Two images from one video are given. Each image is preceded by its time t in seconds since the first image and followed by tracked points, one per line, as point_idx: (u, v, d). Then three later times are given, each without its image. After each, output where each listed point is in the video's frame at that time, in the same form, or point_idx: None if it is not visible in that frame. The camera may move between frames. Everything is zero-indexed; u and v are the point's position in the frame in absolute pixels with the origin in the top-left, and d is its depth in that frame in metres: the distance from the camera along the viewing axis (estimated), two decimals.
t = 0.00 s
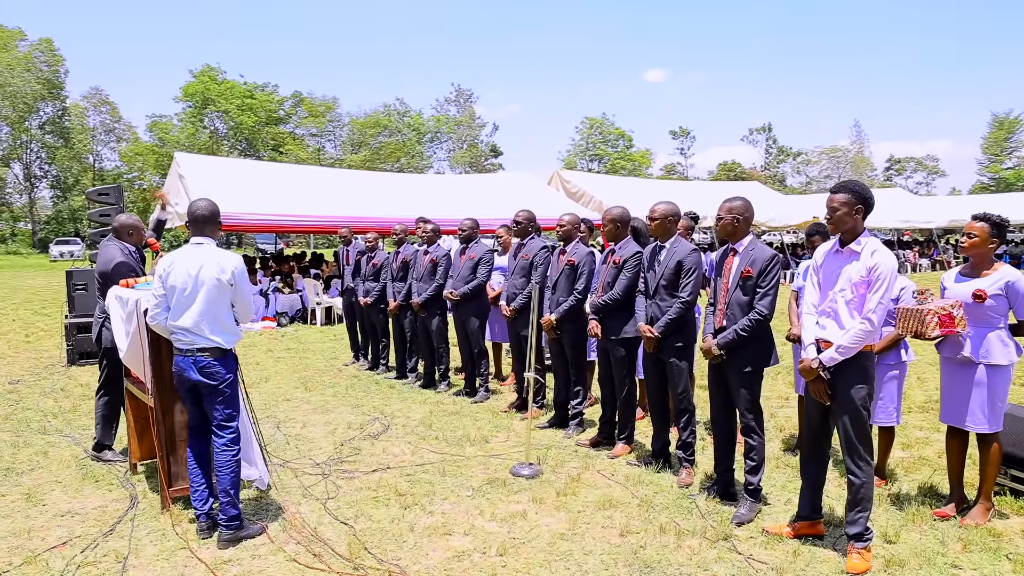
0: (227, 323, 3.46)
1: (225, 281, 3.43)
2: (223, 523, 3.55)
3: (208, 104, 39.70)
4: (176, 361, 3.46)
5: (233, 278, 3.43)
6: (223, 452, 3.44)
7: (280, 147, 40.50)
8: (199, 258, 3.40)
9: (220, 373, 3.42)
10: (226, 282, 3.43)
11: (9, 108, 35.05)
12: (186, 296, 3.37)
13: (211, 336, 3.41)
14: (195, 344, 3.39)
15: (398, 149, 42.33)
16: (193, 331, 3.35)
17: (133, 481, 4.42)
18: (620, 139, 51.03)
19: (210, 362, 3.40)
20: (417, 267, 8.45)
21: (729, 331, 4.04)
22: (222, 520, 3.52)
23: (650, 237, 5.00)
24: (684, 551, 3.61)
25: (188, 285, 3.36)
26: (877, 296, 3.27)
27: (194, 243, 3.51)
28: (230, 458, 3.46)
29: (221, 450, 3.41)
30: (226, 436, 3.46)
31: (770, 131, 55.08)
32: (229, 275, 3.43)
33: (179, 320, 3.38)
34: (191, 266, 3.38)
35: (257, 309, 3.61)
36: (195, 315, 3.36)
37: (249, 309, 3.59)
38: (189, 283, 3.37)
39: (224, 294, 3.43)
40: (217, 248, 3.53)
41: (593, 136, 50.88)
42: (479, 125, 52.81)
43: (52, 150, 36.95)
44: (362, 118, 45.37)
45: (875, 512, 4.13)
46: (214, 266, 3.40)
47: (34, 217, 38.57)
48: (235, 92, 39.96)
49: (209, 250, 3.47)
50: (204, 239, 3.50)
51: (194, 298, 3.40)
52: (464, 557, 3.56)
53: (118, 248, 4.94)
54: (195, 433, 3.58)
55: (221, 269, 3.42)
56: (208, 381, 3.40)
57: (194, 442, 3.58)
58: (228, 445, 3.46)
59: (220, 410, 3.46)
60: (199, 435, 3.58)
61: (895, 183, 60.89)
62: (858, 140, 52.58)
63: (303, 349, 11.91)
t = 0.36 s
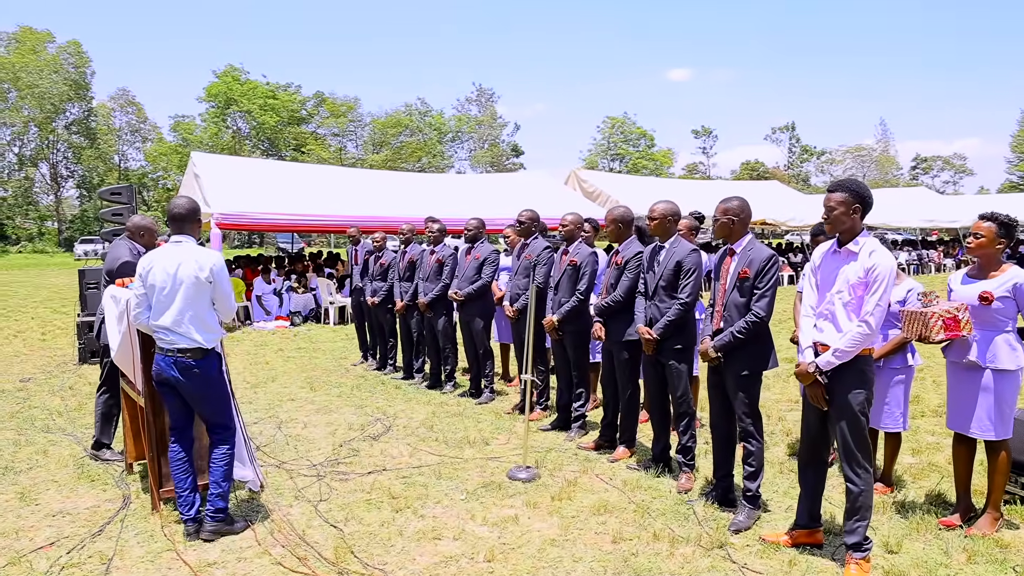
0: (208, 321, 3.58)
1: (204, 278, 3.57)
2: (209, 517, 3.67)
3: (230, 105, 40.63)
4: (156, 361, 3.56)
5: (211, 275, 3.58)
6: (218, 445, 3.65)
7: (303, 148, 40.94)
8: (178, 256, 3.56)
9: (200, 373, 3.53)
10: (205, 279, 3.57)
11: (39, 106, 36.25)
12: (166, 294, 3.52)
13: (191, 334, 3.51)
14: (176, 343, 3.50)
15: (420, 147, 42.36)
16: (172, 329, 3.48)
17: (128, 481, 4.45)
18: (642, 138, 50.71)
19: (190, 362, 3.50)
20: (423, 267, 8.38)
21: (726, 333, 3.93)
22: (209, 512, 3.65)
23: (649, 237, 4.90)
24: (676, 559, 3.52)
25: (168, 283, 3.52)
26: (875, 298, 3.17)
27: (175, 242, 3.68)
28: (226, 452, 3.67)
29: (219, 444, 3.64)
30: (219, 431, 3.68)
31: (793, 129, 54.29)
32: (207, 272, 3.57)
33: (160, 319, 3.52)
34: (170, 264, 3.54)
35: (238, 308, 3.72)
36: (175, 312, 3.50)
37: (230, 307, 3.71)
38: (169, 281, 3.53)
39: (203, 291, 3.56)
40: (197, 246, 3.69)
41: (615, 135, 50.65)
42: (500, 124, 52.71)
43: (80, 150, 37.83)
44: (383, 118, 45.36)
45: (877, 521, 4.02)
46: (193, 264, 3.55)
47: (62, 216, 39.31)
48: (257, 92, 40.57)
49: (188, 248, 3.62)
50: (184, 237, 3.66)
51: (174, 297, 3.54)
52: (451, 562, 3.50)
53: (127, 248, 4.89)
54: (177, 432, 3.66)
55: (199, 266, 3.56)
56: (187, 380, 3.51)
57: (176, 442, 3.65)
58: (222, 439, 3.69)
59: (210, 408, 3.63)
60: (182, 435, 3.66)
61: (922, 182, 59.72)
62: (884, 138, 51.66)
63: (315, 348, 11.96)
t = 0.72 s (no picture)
0: (183, 320, 3.71)
1: (175, 278, 3.68)
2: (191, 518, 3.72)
3: (249, 104, 41.37)
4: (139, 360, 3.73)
5: (182, 275, 3.68)
6: (200, 446, 3.77)
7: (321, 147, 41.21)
8: (152, 257, 3.69)
9: (179, 372, 3.68)
10: (177, 279, 3.68)
11: (62, 107, 36.96)
12: (142, 296, 3.67)
13: (167, 334, 3.67)
14: (155, 343, 3.67)
15: (438, 147, 42.38)
16: (149, 329, 3.64)
17: (119, 479, 4.49)
18: (660, 137, 50.42)
19: (168, 362, 3.66)
20: (424, 266, 8.34)
21: (715, 335, 3.85)
22: (192, 512, 3.70)
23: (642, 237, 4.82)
24: (659, 565, 3.46)
25: (142, 284, 3.66)
26: (861, 300, 3.13)
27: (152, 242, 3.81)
28: (206, 454, 3.78)
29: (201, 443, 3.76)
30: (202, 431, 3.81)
31: (813, 128, 53.59)
32: (179, 271, 3.68)
33: (139, 320, 3.69)
34: (145, 265, 3.69)
35: (214, 306, 3.82)
36: (150, 312, 3.65)
37: (206, 306, 3.82)
38: (144, 282, 3.67)
39: (175, 291, 3.68)
40: (173, 246, 3.81)
41: (633, 134, 50.36)
42: (517, 123, 52.62)
43: (101, 150, 38.42)
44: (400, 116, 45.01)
45: (870, 528, 3.94)
46: (165, 264, 3.67)
47: (83, 215, 39.91)
48: (276, 92, 41.08)
49: (161, 249, 3.74)
50: (161, 237, 3.79)
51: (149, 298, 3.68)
52: (431, 565, 3.48)
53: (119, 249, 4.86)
54: (159, 431, 3.77)
55: (171, 266, 3.68)
56: (166, 378, 3.67)
57: (156, 439, 3.74)
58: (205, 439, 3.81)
59: (192, 408, 3.77)
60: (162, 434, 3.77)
61: (946, 181, 58.63)
62: (907, 136, 50.79)
63: (321, 347, 12.01)
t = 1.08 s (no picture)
0: (166, 320, 3.78)
1: (157, 277, 3.73)
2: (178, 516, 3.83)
3: (265, 103, 41.90)
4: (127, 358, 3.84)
5: (165, 274, 3.74)
6: (187, 445, 3.88)
7: (338, 146, 41.58)
8: (136, 257, 3.76)
9: (164, 372, 3.78)
10: (159, 278, 3.74)
11: (81, 106, 37.49)
12: (126, 296, 3.75)
13: (151, 333, 3.75)
14: (140, 342, 3.76)
15: (453, 146, 42.11)
16: (134, 327, 3.73)
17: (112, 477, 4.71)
18: (676, 136, 50.15)
19: (153, 362, 3.77)
20: (426, 265, 8.33)
21: (704, 336, 3.78)
22: (178, 512, 3.81)
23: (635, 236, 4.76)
24: (643, 567, 3.44)
25: (126, 283, 3.75)
26: (847, 301, 3.11)
27: (139, 241, 3.88)
28: (194, 452, 3.89)
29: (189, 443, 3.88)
30: (189, 432, 3.92)
31: (831, 126, 52.93)
32: (160, 271, 3.74)
33: (124, 319, 3.78)
34: (130, 265, 3.77)
35: (198, 305, 3.88)
36: (134, 313, 3.73)
37: (191, 306, 3.86)
38: (128, 281, 3.75)
39: (157, 290, 3.74)
40: (157, 245, 3.87)
41: (649, 132, 50.05)
42: (532, 122, 52.55)
43: (120, 150, 38.94)
44: (415, 115, 44.79)
45: (862, 532, 3.90)
46: (148, 264, 3.74)
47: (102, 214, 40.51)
48: (292, 91, 41.56)
49: (148, 247, 3.82)
50: (147, 237, 3.88)
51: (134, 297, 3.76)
52: (414, 565, 3.47)
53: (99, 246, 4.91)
54: (147, 431, 3.89)
55: (153, 266, 3.74)
56: (151, 377, 3.77)
57: (144, 439, 3.87)
58: (193, 439, 3.92)
59: (180, 409, 3.88)
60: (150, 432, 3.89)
61: (968, 179, 57.62)
62: (928, 133, 49.96)
63: (328, 345, 12.07)
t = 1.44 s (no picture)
0: (158, 318, 3.83)
1: (151, 275, 3.80)
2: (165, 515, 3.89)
3: (279, 102, 42.34)
4: (112, 356, 3.83)
5: (159, 272, 3.81)
6: (173, 443, 3.93)
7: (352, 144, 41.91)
8: (129, 254, 3.81)
9: (153, 369, 3.81)
10: (153, 275, 3.81)
11: (97, 105, 37.87)
12: (118, 293, 3.78)
13: (141, 330, 3.78)
14: (129, 339, 3.78)
15: (467, 144, 41.96)
16: (125, 325, 3.75)
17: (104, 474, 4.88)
18: (691, 134, 49.84)
19: (142, 359, 3.78)
20: (427, 264, 8.28)
21: (695, 336, 3.70)
22: (165, 510, 3.86)
23: (630, 234, 4.69)
24: (629, 570, 3.41)
25: (118, 280, 3.78)
26: (836, 301, 3.07)
27: (129, 238, 3.92)
28: (181, 449, 3.95)
29: (175, 442, 3.93)
30: (175, 431, 3.96)
31: (848, 124, 52.33)
32: (155, 269, 3.81)
33: (113, 317, 3.79)
34: (121, 262, 3.81)
35: (189, 304, 3.96)
36: (125, 310, 3.76)
37: (182, 304, 3.93)
38: (120, 278, 3.79)
39: (151, 288, 3.80)
40: (149, 242, 3.93)
41: (664, 131, 49.70)
42: (546, 120, 52.47)
43: (136, 148, 39.39)
44: (429, 113, 44.82)
45: (857, 536, 3.84)
46: (142, 261, 3.79)
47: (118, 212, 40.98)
48: (306, 90, 42.22)
49: (140, 245, 3.87)
50: (138, 234, 3.93)
51: (125, 295, 3.79)
52: (398, 566, 3.45)
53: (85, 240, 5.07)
54: (133, 430, 3.92)
55: (147, 263, 3.80)
56: (140, 375, 3.79)
57: (130, 438, 3.90)
58: (180, 438, 3.97)
59: (166, 408, 3.92)
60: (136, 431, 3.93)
61: (987, 177, 56.75)
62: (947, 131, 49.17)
63: (333, 344, 12.10)
